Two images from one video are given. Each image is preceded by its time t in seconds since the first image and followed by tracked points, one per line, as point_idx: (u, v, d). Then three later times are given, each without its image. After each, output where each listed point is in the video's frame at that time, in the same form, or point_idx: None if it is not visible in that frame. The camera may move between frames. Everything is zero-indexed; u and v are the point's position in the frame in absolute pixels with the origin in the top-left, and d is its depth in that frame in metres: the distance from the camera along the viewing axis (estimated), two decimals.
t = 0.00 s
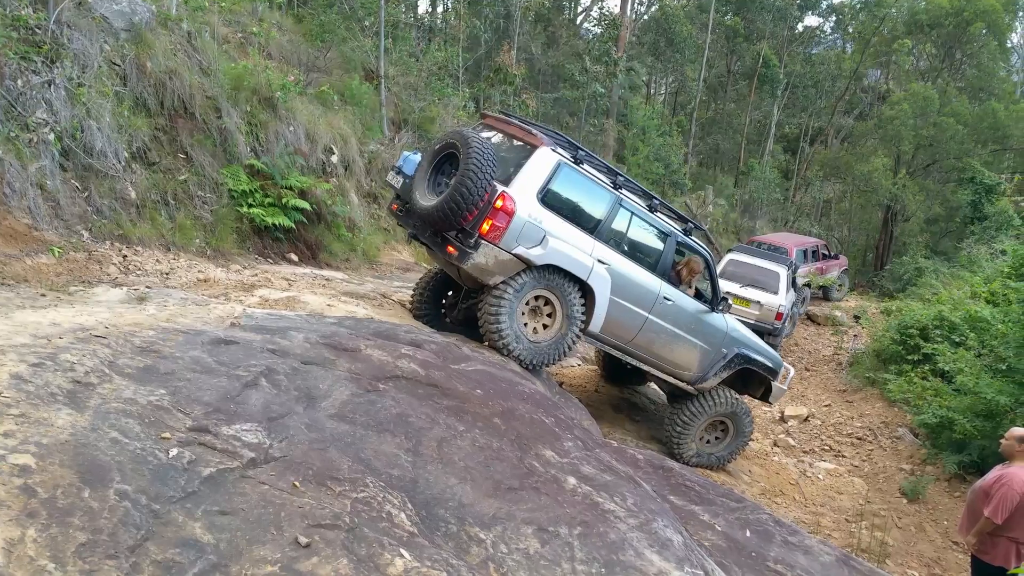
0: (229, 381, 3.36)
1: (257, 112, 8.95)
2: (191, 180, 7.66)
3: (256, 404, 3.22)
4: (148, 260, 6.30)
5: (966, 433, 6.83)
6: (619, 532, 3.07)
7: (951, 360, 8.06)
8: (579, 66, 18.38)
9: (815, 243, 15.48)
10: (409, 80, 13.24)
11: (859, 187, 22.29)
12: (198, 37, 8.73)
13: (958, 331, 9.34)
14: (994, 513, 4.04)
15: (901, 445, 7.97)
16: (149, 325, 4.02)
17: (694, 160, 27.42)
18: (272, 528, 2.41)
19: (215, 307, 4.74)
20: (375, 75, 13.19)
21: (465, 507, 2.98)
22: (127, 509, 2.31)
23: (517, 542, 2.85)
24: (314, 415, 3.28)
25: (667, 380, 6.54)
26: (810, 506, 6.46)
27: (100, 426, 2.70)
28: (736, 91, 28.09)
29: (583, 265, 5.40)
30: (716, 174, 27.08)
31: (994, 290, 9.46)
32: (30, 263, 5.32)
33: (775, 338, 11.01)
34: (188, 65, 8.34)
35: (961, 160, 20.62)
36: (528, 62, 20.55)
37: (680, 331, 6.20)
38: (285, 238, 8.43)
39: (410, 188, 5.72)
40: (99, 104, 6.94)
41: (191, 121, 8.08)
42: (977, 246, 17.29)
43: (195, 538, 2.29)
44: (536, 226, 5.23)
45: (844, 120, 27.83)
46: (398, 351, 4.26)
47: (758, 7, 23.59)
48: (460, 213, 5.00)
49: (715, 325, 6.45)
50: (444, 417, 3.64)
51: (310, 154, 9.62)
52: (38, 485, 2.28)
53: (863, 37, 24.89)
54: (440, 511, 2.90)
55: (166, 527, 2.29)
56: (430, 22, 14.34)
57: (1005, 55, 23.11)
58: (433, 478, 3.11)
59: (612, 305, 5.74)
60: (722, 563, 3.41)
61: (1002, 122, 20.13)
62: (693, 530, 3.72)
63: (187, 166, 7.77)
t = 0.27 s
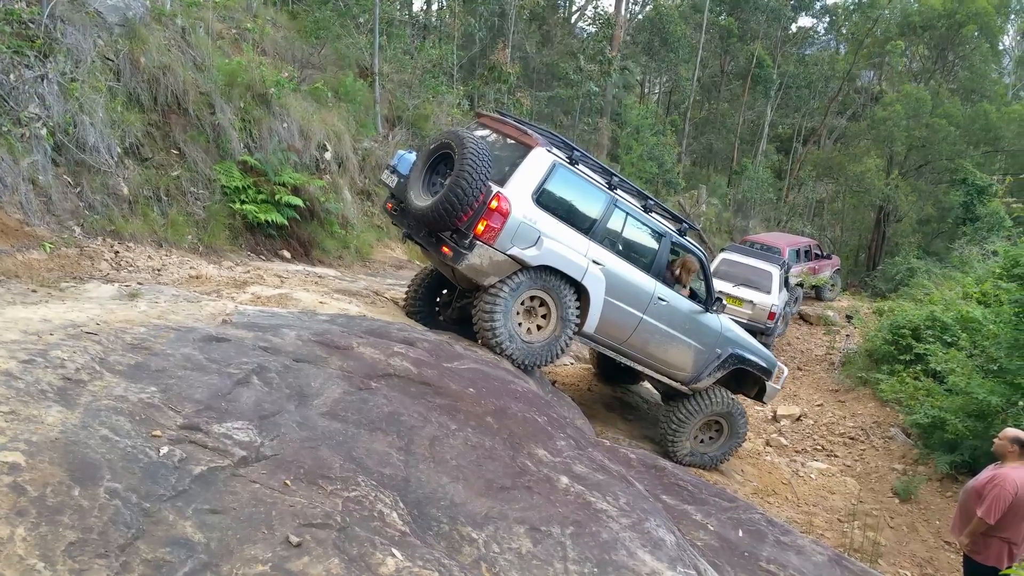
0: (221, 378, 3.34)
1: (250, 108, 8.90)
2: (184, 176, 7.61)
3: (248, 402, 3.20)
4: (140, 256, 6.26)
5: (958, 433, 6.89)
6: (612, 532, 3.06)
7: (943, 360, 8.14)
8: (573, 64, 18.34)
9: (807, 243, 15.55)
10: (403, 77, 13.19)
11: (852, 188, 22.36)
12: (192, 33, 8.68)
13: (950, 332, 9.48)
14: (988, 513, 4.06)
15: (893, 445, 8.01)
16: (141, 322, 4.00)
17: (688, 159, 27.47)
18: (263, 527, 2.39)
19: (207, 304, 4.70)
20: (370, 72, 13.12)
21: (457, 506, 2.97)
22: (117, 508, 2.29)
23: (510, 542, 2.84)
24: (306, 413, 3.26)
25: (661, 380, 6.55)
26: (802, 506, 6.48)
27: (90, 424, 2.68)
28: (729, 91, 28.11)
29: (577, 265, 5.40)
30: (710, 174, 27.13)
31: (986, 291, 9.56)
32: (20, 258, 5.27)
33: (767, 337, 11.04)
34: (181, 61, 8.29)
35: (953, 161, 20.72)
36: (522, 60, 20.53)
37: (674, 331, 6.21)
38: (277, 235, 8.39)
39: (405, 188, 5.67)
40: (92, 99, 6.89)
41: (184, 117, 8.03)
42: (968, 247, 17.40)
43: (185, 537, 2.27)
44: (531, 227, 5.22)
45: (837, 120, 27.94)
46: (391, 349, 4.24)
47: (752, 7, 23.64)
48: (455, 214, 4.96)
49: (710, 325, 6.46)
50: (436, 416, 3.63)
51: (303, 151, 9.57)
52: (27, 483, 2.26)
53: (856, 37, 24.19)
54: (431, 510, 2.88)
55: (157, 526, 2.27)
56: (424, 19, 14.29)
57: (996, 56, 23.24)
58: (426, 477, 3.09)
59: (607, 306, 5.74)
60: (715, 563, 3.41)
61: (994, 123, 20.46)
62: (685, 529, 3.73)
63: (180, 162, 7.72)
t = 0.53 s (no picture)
0: (216, 382, 3.33)
1: (244, 111, 8.89)
2: (179, 179, 7.60)
3: (243, 406, 3.19)
4: (135, 260, 6.24)
5: (953, 433, 6.91)
6: (608, 534, 3.06)
7: (938, 360, 8.18)
8: (567, 66, 18.36)
9: (802, 244, 15.58)
10: (397, 80, 13.19)
11: (846, 188, 22.41)
12: (185, 36, 8.68)
13: (945, 332, 9.54)
14: (986, 513, 4.07)
15: (889, 445, 8.03)
16: (135, 326, 3.99)
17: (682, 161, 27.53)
18: (259, 531, 2.38)
19: (201, 308, 4.69)
20: (363, 75, 13.11)
21: (453, 509, 2.96)
22: (112, 512, 2.28)
23: (506, 545, 2.83)
24: (301, 416, 3.25)
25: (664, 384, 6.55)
26: (798, 506, 6.48)
27: (85, 428, 2.67)
28: (723, 92, 28.20)
29: (579, 271, 5.41)
30: (704, 175, 27.19)
31: (980, 290, 9.60)
32: (14, 263, 5.25)
33: (763, 338, 11.06)
34: (175, 65, 8.28)
35: (947, 161, 20.81)
36: (517, 62, 20.56)
37: (676, 334, 6.21)
38: (272, 239, 8.38)
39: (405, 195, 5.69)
40: (86, 103, 6.88)
41: (178, 120, 8.03)
42: (963, 247, 17.46)
43: (180, 541, 2.26)
44: (532, 233, 5.23)
45: (831, 121, 28.02)
46: (386, 352, 4.24)
47: (746, 8, 23.67)
48: (456, 222, 4.98)
49: (711, 329, 6.46)
50: (432, 419, 3.62)
51: (297, 154, 9.56)
52: (22, 488, 2.24)
53: (849, 39, 24.86)
54: (427, 513, 2.88)
55: (152, 530, 2.26)
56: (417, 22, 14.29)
57: (989, 56, 23.32)
58: (421, 480, 3.08)
59: (608, 310, 5.74)
60: (711, 564, 3.41)
61: (987, 123, 20.30)
62: (682, 530, 3.72)
63: (174, 165, 7.70)
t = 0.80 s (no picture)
0: (210, 381, 3.32)
1: (239, 110, 8.87)
2: (174, 178, 7.58)
3: (237, 405, 3.19)
4: (129, 259, 6.23)
5: (948, 434, 6.93)
6: (602, 534, 3.06)
7: (933, 361, 8.21)
8: (564, 66, 18.32)
9: (798, 244, 15.60)
10: (393, 79, 13.18)
11: (842, 188, 22.43)
12: (181, 35, 8.66)
13: (940, 333, 9.57)
14: (979, 514, 4.07)
15: (884, 446, 8.04)
16: (129, 325, 3.98)
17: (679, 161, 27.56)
18: (252, 530, 2.38)
19: (196, 307, 4.68)
20: (359, 74, 13.09)
21: (448, 509, 2.96)
22: (106, 511, 2.27)
23: (500, 545, 2.83)
24: (296, 416, 3.25)
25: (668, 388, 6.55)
26: (793, 507, 6.48)
27: (78, 427, 2.66)
28: (720, 93, 28.25)
29: (585, 275, 5.40)
30: (701, 175, 27.23)
31: (975, 291, 9.63)
32: (8, 262, 5.24)
33: (758, 339, 11.06)
34: (171, 63, 8.26)
35: (943, 162, 20.82)
36: (513, 62, 20.55)
37: (681, 339, 6.20)
38: (268, 238, 8.37)
39: (415, 197, 5.71)
40: (81, 101, 6.86)
41: (174, 119, 8.01)
42: (959, 248, 17.50)
43: (173, 540, 2.25)
44: (540, 237, 5.23)
45: (827, 121, 28.07)
46: (381, 352, 4.24)
47: (742, 8, 23.57)
48: (465, 225, 4.99)
49: (717, 334, 6.45)
50: (426, 418, 3.62)
51: (293, 153, 9.54)
52: (14, 486, 2.23)
53: (846, 39, 25.09)
54: (422, 513, 2.87)
55: (146, 529, 2.26)
56: (412, 21, 14.27)
57: (984, 57, 23.35)
58: (416, 479, 3.08)
59: (614, 314, 5.73)
60: (705, 564, 3.41)
61: (983, 124, 20.38)
62: (676, 531, 3.73)
63: (170, 164, 7.69)
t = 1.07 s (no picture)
0: (206, 381, 3.31)
1: (237, 110, 8.86)
2: (172, 178, 7.57)
3: (233, 405, 3.18)
4: (126, 258, 6.22)
5: (945, 437, 6.94)
6: (599, 536, 3.06)
7: (930, 364, 8.24)
8: (562, 67, 18.34)
9: (795, 247, 15.62)
10: (391, 80, 13.18)
11: (840, 191, 22.46)
12: (179, 35, 8.65)
13: (937, 336, 9.61)
14: (976, 517, 4.08)
15: (881, 448, 8.05)
16: (126, 324, 3.97)
17: (676, 163, 27.61)
18: (247, 531, 2.37)
19: (193, 307, 4.67)
20: (357, 74, 13.09)
21: (444, 511, 2.95)
22: (101, 511, 2.26)
23: (496, 546, 2.83)
24: (292, 416, 3.24)
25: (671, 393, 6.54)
26: (789, 509, 6.48)
27: (74, 427, 2.65)
28: (718, 95, 28.32)
29: (591, 280, 5.39)
30: (698, 177, 27.27)
31: (972, 294, 9.66)
32: (5, 261, 5.22)
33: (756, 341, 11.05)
34: (169, 63, 8.26)
35: (940, 165, 20.87)
36: (511, 63, 20.58)
37: (685, 344, 6.20)
38: (265, 238, 8.36)
39: (422, 199, 5.72)
40: (79, 101, 6.85)
41: (172, 119, 8.00)
42: (956, 251, 17.58)
43: (168, 541, 2.24)
44: (545, 242, 5.23)
45: (824, 124, 28.14)
46: (379, 352, 4.23)
47: (740, 11, 23.58)
48: (471, 230, 5.00)
49: (721, 339, 6.45)
50: (423, 419, 3.61)
51: (291, 153, 9.53)
52: (9, 486, 2.23)
53: (843, 40, 24.90)
54: (418, 514, 2.87)
55: (141, 530, 2.25)
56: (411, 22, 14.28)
57: (982, 61, 23.42)
58: (412, 481, 3.07)
59: (619, 319, 5.73)
60: (701, 567, 3.41)
61: (981, 127, 20.35)
62: (672, 533, 3.73)
63: (167, 163, 7.68)
